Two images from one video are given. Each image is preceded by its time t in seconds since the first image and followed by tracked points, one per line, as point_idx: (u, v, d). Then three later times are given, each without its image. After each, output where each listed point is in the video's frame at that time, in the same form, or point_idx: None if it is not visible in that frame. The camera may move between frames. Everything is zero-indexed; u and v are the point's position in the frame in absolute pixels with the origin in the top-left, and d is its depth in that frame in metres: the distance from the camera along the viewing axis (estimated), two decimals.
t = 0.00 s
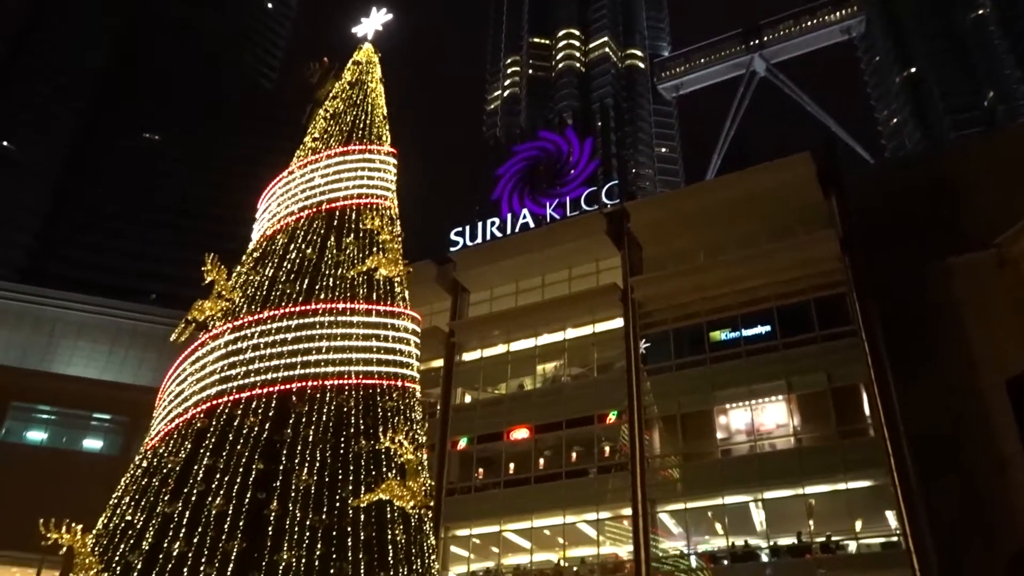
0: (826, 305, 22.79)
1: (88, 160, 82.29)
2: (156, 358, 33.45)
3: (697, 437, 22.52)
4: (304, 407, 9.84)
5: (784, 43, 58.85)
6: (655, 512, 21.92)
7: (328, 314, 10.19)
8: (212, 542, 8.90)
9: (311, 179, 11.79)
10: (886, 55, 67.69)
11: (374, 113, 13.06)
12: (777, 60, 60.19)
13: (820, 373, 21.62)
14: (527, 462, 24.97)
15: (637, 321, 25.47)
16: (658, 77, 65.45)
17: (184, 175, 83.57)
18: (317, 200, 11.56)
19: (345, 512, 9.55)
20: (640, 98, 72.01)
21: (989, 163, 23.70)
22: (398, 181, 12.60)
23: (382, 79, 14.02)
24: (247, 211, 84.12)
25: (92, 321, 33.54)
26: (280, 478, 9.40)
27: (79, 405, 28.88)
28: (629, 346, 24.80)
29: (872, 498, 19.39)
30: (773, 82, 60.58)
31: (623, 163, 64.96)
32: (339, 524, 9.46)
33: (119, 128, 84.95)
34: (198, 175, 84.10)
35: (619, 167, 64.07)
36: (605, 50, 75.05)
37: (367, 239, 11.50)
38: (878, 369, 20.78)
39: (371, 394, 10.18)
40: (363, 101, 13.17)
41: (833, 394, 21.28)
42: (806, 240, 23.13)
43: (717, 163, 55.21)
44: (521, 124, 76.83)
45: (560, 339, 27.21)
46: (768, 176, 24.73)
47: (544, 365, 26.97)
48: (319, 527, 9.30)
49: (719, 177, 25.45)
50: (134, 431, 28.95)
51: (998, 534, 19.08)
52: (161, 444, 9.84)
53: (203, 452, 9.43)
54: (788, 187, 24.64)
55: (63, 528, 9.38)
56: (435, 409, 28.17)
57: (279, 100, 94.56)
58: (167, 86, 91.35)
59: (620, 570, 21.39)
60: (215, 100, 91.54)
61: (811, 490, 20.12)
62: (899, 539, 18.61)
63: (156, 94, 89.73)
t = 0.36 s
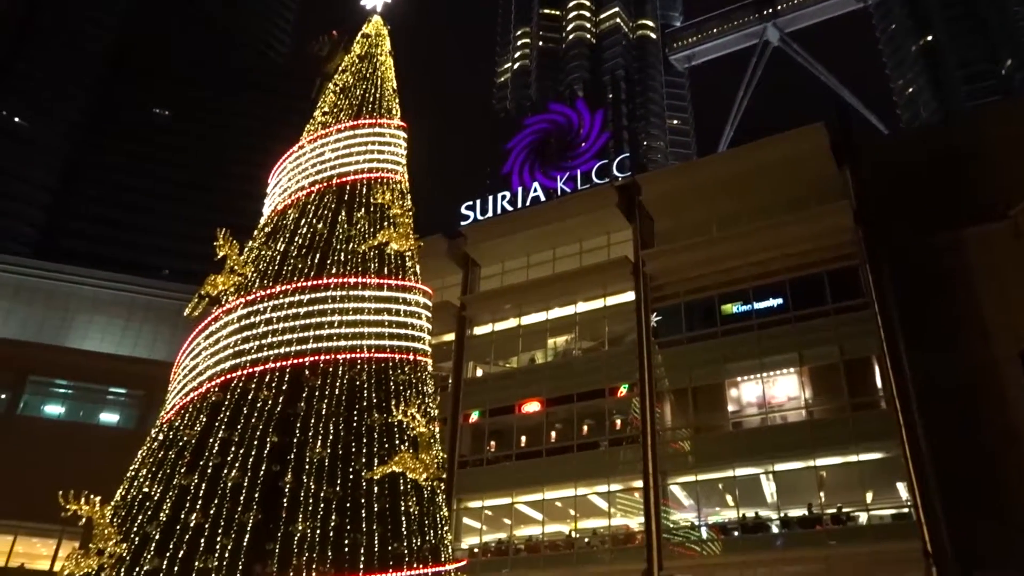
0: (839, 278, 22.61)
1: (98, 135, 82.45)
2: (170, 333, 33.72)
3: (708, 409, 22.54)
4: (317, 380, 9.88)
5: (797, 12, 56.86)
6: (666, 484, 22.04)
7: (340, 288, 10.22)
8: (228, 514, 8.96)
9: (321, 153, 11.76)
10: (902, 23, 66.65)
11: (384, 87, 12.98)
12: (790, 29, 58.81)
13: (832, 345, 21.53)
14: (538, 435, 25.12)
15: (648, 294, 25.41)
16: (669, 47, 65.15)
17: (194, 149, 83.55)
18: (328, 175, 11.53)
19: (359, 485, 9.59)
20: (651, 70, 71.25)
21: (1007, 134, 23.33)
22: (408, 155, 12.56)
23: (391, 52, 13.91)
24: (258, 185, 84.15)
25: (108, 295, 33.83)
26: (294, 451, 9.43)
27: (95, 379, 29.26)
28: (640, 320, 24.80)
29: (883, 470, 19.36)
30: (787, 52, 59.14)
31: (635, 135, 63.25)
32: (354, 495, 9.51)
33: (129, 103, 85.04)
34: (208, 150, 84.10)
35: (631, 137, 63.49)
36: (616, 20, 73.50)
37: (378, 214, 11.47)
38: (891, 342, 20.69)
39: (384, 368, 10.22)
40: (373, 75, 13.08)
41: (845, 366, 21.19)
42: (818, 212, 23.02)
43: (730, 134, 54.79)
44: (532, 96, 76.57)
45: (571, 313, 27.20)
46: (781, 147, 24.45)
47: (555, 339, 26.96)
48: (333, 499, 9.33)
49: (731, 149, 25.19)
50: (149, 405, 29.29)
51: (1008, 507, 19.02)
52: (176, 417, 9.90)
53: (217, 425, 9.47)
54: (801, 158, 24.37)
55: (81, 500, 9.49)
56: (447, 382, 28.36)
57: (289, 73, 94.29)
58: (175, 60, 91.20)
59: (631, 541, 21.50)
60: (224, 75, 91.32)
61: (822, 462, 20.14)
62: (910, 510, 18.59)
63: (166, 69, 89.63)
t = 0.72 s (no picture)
0: (852, 255, 22.45)
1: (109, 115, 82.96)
2: (183, 312, 33.99)
3: (719, 387, 22.56)
4: (329, 358, 9.87)
5: None
6: (677, 461, 22.11)
7: (351, 267, 10.22)
8: (242, 490, 8.89)
9: (332, 131, 11.73)
10: None
11: (394, 64, 12.92)
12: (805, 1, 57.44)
13: (844, 323, 21.44)
14: (549, 412, 25.22)
15: (659, 272, 25.32)
16: (681, 23, 64.52)
17: (203, 128, 83.62)
18: (339, 153, 11.51)
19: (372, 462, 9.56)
20: (662, 45, 70.53)
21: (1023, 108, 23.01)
22: (418, 133, 12.52)
23: (400, 30, 13.83)
24: (268, 164, 84.11)
25: (120, 274, 34.05)
26: (307, 428, 9.42)
27: (109, 357, 29.53)
28: (651, 297, 24.75)
29: (894, 447, 19.33)
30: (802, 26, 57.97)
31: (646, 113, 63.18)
32: (366, 472, 9.39)
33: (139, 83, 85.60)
34: (218, 128, 84.19)
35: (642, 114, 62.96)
36: None
37: (389, 192, 11.42)
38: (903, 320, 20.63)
39: (395, 346, 10.22)
40: (382, 52, 13.00)
41: (857, 344, 21.09)
42: (830, 189, 22.92)
43: (742, 111, 54.35)
44: (541, 73, 76.09)
45: (582, 290, 27.17)
46: (794, 123, 24.23)
47: (566, 317, 26.95)
48: (345, 476, 9.21)
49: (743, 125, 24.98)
50: (163, 382, 29.56)
51: (1019, 485, 18.99)
52: (190, 395, 9.90)
53: (230, 402, 9.46)
54: (814, 134, 24.16)
55: (98, 477, 9.54)
56: (458, 360, 28.48)
57: (298, 51, 94.03)
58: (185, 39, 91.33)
59: (642, 518, 21.65)
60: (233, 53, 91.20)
61: (833, 440, 20.11)
62: (922, 488, 18.56)
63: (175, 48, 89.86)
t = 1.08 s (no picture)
0: (864, 238, 22.30)
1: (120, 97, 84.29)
2: (194, 291, 34.18)
3: (729, 369, 22.55)
4: (339, 338, 9.87)
5: None
6: (686, 443, 22.16)
7: (362, 247, 10.25)
8: (254, 470, 8.85)
9: (342, 112, 11.71)
10: None
11: (404, 43, 12.85)
12: None
13: (856, 306, 21.33)
14: (558, 394, 25.31)
15: (670, 254, 25.23)
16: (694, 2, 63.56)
17: (213, 109, 83.81)
18: (349, 134, 11.51)
19: (382, 442, 9.53)
20: (674, 24, 69.33)
21: None
22: (428, 113, 12.49)
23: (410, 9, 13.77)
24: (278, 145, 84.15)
25: (131, 255, 34.22)
26: (318, 407, 9.40)
27: (121, 337, 29.78)
28: (662, 279, 24.70)
29: (904, 431, 19.28)
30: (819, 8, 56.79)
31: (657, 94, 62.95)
32: (377, 452, 9.36)
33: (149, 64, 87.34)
34: (228, 109, 84.32)
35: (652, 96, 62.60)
36: None
37: (399, 172, 11.40)
38: (915, 302, 20.53)
39: (405, 326, 10.22)
40: (392, 32, 12.95)
41: (869, 327, 20.99)
42: (844, 170, 22.69)
43: (754, 92, 53.88)
44: (552, 53, 75.70)
45: (592, 272, 27.12)
46: (806, 104, 24.01)
47: (576, 299, 26.96)
48: (356, 455, 9.17)
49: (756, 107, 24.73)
50: (175, 362, 29.80)
51: None
52: (202, 374, 9.93)
53: (243, 381, 9.47)
54: (826, 114, 23.95)
55: (113, 455, 9.59)
56: (468, 341, 28.58)
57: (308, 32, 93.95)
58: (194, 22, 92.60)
59: (651, 499, 21.75)
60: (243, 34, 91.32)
61: (843, 422, 20.07)
62: (931, 471, 18.56)
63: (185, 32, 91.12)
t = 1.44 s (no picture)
0: (876, 221, 22.15)
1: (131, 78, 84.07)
2: (206, 273, 34.31)
3: (739, 351, 22.52)
4: (350, 320, 9.89)
5: None
6: (695, 426, 22.20)
7: (372, 229, 10.27)
8: (265, 449, 8.90)
9: (352, 93, 11.67)
10: None
11: (414, 24, 12.78)
12: None
13: (867, 289, 21.21)
14: (567, 376, 25.36)
15: (680, 237, 25.13)
16: None
17: (223, 90, 83.84)
18: (359, 115, 11.47)
19: (393, 423, 9.57)
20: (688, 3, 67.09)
21: None
22: (438, 95, 12.45)
23: None
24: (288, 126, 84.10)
25: (143, 236, 34.38)
26: (329, 388, 9.44)
27: (134, 318, 30.01)
28: (672, 262, 24.63)
29: (914, 415, 19.24)
30: None
31: (669, 75, 62.36)
32: (387, 432, 9.41)
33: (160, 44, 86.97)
34: (238, 90, 84.32)
35: (664, 76, 62.05)
36: None
37: (409, 153, 11.37)
38: (926, 286, 20.40)
39: (415, 308, 10.25)
40: (403, 13, 12.88)
41: (880, 310, 20.90)
42: (857, 152, 22.49)
43: (767, 73, 53.29)
44: (563, 33, 75.09)
45: (602, 255, 27.07)
46: (819, 85, 23.77)
47: (586, 281, 26.94)
48: (367, 436, 9.22)
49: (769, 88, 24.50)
50: (186, 342, 29.97)
51: None
52: (214, 355, 9.97)
53: (254, 362, 9.52)
54: (839, 96, 23.70)
55: (126, 434, 9.67)
56: (478, 323, 28.64)
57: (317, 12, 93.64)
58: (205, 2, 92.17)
59: (659, 481, 21.83)
60: (252, 15, 91.15)
61: (853, 406, 20.07)
62: (941, 454, 18.54)
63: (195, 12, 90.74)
